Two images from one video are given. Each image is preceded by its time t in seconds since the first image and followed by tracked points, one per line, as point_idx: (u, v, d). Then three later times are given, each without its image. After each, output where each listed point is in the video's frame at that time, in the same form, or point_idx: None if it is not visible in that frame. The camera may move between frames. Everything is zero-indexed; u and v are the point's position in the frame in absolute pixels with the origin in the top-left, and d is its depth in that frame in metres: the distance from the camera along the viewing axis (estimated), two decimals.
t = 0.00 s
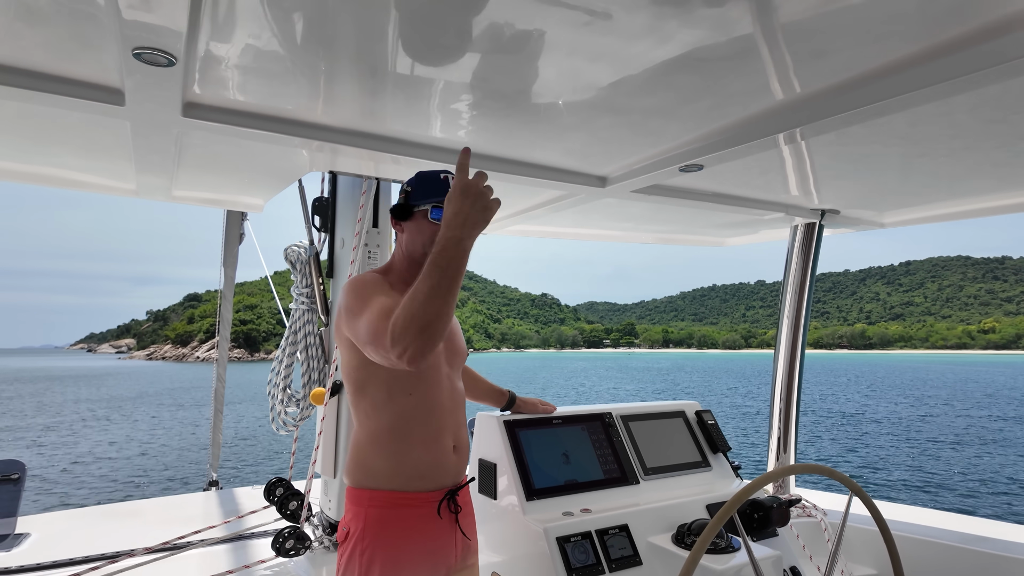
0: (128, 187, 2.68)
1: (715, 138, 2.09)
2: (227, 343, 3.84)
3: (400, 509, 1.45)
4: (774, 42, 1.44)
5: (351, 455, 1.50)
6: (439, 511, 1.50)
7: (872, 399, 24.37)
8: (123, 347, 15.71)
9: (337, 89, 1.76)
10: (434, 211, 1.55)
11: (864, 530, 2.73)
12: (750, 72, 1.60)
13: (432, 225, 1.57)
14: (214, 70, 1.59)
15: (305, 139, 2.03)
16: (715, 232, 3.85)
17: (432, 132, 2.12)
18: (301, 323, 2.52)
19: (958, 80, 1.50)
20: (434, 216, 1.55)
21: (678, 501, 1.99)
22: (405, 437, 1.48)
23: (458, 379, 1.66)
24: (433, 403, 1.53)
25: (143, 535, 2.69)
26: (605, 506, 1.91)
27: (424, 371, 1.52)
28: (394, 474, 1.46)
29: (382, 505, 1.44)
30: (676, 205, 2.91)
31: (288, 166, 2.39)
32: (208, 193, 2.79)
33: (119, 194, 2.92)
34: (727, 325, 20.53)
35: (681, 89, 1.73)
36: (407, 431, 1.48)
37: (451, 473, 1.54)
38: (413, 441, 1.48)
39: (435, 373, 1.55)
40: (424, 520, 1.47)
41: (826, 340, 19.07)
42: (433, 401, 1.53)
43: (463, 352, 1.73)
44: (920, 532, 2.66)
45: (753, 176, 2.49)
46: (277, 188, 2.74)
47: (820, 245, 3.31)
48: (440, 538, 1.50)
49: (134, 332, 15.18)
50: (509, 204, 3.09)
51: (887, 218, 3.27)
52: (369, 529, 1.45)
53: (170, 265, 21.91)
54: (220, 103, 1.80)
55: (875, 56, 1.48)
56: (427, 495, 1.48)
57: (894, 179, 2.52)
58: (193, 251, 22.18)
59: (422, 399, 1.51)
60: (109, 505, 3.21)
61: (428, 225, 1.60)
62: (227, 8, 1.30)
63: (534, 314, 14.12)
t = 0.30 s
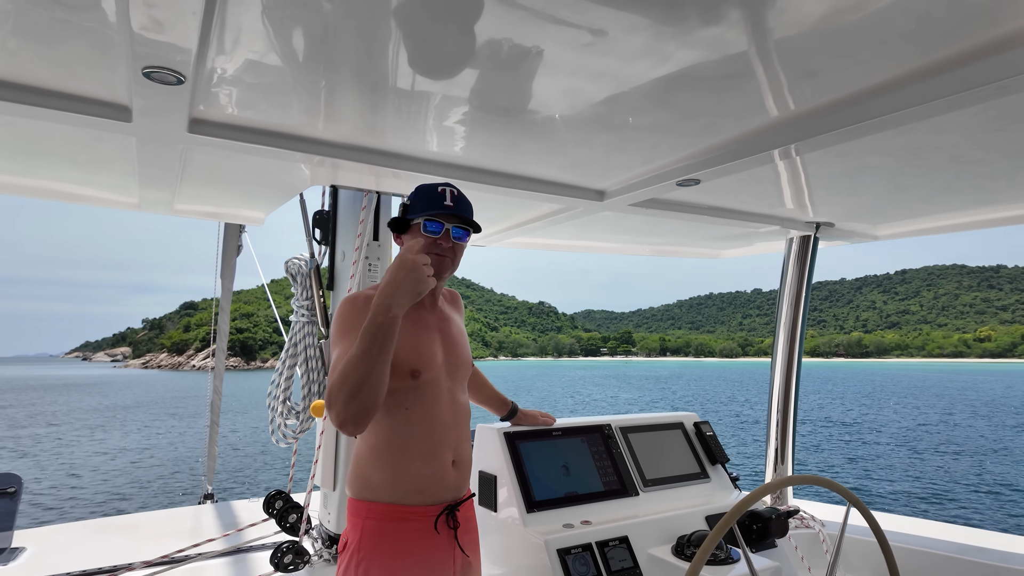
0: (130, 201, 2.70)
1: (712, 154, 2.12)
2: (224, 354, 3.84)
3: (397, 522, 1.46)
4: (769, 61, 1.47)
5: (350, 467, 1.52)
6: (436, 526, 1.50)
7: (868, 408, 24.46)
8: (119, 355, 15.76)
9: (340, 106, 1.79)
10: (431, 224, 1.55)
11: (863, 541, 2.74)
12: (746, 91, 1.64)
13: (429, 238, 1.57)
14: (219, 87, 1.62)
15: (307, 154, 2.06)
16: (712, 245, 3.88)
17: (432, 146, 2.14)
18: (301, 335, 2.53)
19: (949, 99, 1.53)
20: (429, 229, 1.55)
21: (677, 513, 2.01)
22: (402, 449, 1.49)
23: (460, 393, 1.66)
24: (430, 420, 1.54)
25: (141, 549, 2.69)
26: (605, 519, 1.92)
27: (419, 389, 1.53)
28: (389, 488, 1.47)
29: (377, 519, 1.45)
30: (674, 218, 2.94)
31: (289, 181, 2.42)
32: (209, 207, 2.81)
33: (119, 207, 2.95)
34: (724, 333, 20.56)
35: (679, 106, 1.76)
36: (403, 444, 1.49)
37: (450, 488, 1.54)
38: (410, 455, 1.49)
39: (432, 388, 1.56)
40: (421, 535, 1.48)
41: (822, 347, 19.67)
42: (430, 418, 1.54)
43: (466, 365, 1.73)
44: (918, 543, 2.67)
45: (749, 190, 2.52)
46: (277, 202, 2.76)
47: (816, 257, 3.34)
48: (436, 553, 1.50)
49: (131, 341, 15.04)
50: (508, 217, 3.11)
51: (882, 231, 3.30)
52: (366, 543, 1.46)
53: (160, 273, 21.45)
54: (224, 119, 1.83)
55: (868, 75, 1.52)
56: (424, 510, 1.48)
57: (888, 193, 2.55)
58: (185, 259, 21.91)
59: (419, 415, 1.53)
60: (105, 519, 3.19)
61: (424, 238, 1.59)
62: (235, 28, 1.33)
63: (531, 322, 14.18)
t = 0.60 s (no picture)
0: (127, 209, 2.70)
1: (706, 163, 2.14)
2: (217, 361, 3.81)
3: (385, 532, 1.46)
4: (762, 73, 1.49)
5: (338, 475, 1.55)
6: (424, 537, 1.50)
7: (863, 414, 24.51)
8: (113, 361, 15.70)
9: (338, 114, 1.79)
10: (419, 232, 1.57)
11: (859, 549, 2.75)
12: (740, 101, 1.66)
13: (417, 245, 1.59)
14: (220, 97, 1.63)
15: (303, 162, 2.06)
16: (706, 253, 3.90)
17: (425, 155, 2.15)
18: (297, 343, 2.54)
19: (941, 109, 1.55)
20: (417, 237, 1.57)
21: (673, 521, 2.01)
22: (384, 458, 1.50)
23: (451, 402, 1.65)
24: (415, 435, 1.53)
25: (135, 559, 2.67)
26: (601, 526, 1.92)
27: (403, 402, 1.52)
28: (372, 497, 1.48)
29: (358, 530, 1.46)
30: (669, 227, 2.96)
31: (286, 189, 2.42)
32: (206, 215, 2.81)
33: (115, 215, 2.94)
34: (719, 339, 20.51)
35: (674, 116, 1.78)
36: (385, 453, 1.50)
37: (439, 499, 1.54)
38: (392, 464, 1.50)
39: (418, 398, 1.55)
40: (410, 545, 1.48)
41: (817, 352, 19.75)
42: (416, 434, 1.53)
43: (460, 372, 1.72)
44: (913, 550, 2.68)
45: (743, 199, 2.55)
46: (273, 211, 2.76)
47: (809, 265, 3.37)
48: (424, 564, 1.49)
49: (125, 346, 15.31)
50: (503, 225, 3.12)
51: (874, 240, 3.33)
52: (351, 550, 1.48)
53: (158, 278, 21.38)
54: (223, 128, 1.84)
55: (862, 86, 1.54)
56: (413, 520, 1.49)
57: (880, 203, 2.58)
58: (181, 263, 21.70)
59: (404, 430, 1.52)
60: (95, 529, 3.16)
61: (412, 246, 1.60)
62: (236, 37, 1.34)
63: (526, 328, 14.14)
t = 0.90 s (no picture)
0: (120, 210, 2.68)
1: (703, 166, 2.13)
2: (210, 365, 3.78)
3: (372, 535, 1.45)
4: (759, 75, 1.49)
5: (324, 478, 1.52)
6: (413, 539, 1.49)
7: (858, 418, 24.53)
8: (107, 364, 15.63)
9: (334, 116, 1.78)
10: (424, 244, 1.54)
11: (855, 554, 2.74)
12: (737, 104, 1.66)
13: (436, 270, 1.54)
14: (216, 96, 1.62)
15: (300, 162, 2.05)
16: (701, 258, 3.91)
17: (421, 156, 2.14)
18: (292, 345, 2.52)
19: (937, 112, 1.55)
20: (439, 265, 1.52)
21: (670, 525, 2.00)
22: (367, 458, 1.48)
23: (438, 406, 1.64)
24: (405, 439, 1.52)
25: (126, 565, 2.64)
26: (598, 530, 1.91)
27: (391, 407, 1.51)
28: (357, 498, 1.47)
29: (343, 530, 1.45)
30: (665, 230, 2.96)
31: (281, 191, 2.41)
32: (199, 216, 2.79)
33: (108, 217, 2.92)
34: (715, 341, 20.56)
35: (671, 119, 1.77)
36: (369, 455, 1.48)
37: (428, 502, 1.54)
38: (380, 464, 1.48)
39: (406, 401, 1.54)
40: (398, 548, 1.47)
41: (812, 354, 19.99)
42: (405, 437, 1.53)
43: (446, 376, 1.72)
44: (909, 555, 2.68)
45: (739, 203, 2.55)
46: (268, 212, 2.75)
47: (804, 270, 3.37)
48: (412, 564, 1.48)
49: (119, 349, 15.13)
50: (499, 229, 3.12)
51: (869, 244, 3.34)
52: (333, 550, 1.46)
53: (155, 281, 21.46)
54: (219, 127, 1.82)
55: (859, 88, 1.54)
56: (401, 522, 1.48)
57: (875, 207, 2.59)
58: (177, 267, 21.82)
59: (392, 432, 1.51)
60: (84, 535, 3.11)
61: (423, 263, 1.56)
62: (231, 37, 1.32)
63: (522, 330, 14.11)
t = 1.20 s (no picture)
0: (114, 207, 2.66)
1: (701, 163, 2.12)
2: (205, 365, 3.76)
3: (375, 535, 1.43)
4: (757, 72, 1.49)
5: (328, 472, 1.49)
6: (415, 537, 1.48)
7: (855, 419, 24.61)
8: (102, 365, 15.57)
9: (330, 111, 1.77)
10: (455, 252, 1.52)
11: (853, 555, 2.74)
12: (734, 100, 1.65)
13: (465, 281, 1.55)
14: (211, 89, 1.60)
15: (297, 158, 2.04)
16: (698, 258, 3.91)
17: (417, 152, 2.12)
18: (286, 344, 2.52)
19: (936, 108, 1.55)
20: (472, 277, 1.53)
21: (668, 525, 1.99)
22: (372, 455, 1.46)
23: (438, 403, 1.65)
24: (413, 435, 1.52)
25: (115, 566, 2.61)
26: (594, 530, 1.90)
27: (405, 404, 1.50)
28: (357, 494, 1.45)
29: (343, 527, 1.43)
30: (662, 230, 2.95)
31: (277, 187, 2.40)
32: (194, 213, 2.77)
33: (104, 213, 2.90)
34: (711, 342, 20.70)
35: (669, 115, 1.77)
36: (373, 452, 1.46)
37: (429, 500, 1.54)
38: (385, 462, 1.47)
39: (415, 402, 1.53)
40: (400, 549, 1.45)
41: (809, 355, 20.83)
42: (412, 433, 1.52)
43: (447, 377, 1.72)
44: (905, 556, 2.68)
45: (737, 202, 2.55)
46: (264, 209, 2.73)
47: (801, 270, 3.36)
48: (411, 565, 1.47)
49: (115, 349, 15.06)
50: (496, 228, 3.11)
51: (865, 245, 3.34)
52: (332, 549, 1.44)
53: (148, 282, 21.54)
54: (214, 121, 1.81)
55: (859, 85, 1.53)
56: (404, 522, 1.46)
57: (872, 206, 2.58)
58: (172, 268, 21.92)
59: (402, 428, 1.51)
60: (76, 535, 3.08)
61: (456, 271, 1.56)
62: (225, 29, 1.31)
63: (519, 331, 14.12)
